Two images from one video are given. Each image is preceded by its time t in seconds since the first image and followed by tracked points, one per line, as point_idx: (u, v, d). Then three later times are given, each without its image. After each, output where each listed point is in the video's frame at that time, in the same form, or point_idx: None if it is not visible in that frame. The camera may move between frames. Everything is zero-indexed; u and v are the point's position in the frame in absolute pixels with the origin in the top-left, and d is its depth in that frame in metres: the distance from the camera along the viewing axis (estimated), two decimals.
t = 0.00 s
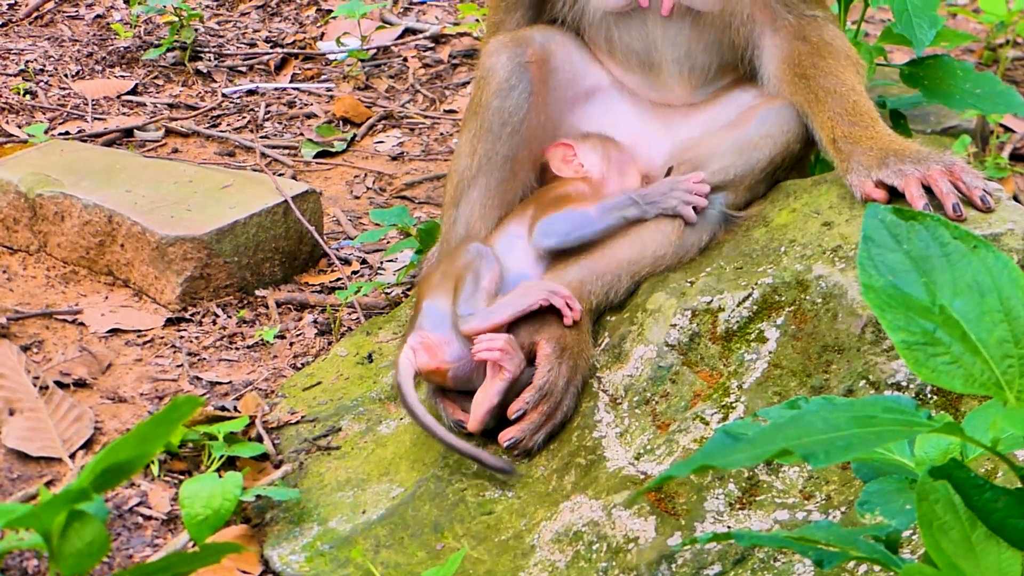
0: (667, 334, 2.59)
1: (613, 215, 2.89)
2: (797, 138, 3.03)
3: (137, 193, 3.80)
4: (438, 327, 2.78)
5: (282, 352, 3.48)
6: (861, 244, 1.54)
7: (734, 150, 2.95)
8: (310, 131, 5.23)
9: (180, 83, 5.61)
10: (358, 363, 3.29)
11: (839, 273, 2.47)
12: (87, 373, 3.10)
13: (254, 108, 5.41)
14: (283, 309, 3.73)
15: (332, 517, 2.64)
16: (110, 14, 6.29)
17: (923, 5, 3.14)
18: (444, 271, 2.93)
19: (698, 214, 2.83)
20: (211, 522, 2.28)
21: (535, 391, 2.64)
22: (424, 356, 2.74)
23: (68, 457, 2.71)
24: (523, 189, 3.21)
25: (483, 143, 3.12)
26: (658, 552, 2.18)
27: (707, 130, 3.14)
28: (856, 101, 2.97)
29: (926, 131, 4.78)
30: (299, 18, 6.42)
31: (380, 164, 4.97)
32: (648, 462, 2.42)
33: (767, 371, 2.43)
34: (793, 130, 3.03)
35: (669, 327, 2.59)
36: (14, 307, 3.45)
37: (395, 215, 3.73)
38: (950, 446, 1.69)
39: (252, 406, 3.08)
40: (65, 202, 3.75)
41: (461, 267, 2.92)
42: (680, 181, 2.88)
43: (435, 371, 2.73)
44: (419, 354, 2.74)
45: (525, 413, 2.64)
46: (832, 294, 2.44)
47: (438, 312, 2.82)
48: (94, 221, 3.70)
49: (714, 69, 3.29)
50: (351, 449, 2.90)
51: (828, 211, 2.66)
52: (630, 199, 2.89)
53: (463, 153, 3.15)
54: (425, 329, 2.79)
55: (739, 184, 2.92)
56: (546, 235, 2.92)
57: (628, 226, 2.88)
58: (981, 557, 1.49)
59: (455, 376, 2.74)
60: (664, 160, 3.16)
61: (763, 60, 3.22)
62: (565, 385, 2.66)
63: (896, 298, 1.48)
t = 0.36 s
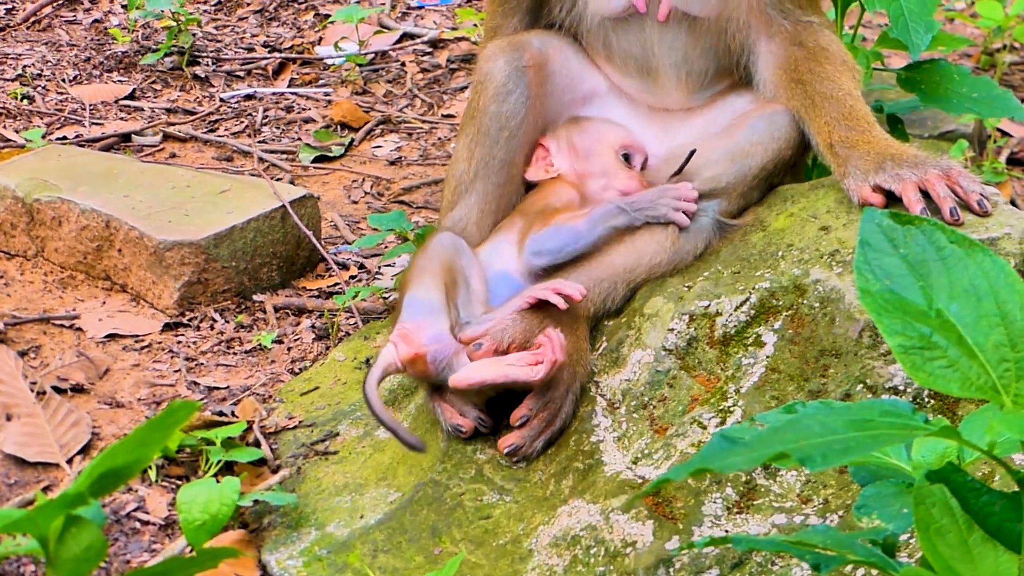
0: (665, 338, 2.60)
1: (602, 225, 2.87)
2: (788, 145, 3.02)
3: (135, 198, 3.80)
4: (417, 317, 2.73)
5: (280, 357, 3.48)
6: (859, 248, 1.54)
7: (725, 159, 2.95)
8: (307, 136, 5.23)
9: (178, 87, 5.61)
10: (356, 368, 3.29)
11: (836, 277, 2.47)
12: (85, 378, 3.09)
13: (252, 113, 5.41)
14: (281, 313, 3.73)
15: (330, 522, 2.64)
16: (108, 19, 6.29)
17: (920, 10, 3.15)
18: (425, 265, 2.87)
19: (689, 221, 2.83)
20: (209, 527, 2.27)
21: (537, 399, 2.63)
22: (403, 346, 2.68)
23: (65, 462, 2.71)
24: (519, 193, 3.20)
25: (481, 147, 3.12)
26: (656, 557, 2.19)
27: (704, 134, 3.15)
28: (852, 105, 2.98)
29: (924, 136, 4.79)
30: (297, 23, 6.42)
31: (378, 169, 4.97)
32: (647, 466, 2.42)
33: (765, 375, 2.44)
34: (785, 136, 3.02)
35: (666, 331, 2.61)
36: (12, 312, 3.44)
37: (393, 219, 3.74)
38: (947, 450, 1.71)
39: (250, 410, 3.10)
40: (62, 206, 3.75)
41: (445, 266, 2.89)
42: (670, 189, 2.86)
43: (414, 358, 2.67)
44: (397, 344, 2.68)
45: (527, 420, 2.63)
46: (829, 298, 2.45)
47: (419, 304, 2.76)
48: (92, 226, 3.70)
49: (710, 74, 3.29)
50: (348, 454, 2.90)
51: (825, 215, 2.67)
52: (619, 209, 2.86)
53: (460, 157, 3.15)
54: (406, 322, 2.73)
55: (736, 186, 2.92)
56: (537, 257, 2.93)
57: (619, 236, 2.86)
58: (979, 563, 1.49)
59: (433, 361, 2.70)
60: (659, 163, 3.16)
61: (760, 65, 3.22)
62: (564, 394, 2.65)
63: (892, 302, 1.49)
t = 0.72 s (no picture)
0: (664, 340, 2.59)
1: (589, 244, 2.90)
2: (770, 145, 2.97)
3: (132, 202, 3.79)
4: (428, 327, 2.76)
5: (278, 361, 3.47)
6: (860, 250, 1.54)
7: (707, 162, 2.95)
8: (304, 139, 5.23)
9: (174, 91, 5.60)
10: (353, 372, 3.29)
11: (835, 279, 2.47)
12: (82, 382, 3.08)
13: (248, 116, 5.41)
14: (278, 317, 3.73)
15: (328, 526, 2.63)
16: (103, 23, 6.28)
17: (918, 12, 3.15)
18: (439, 271, 2.89)
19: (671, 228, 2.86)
20: (207, 531, 2.26)
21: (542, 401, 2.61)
22: (413, 354, 2.67)
23: (63, 467, 2.70)
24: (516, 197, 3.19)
25: (478, 150, 3.11)
26: (656, 559, 2.18)
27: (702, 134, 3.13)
28: (850, 107, 2.98)
29: (920, 138, 4.79)
30: (292, 27, 6.41)
31: (375, 172, 4.97)
32: (646, 469, 2.42)
33: (764, 377, 2.43)
34: (765, 136, 2.97)
35: (665, 333, 2.60)
36: (8, 316, 3.44)
37: (390, 222, 3.73)
38: (948, 452, 1.71)
39: (248, 413, 3.09)
40: (59, 211, 3.74)
41: (459, 271, 2.90)
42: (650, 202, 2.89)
43: (423, 367, 2.66)
44: (409, 350, 2.67)
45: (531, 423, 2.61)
46: (828, 300, 2.44)
47: (429, 311, 2.79)
48: (88, 230, 3.69)
49: (707, 77, 3.29)
50: (347, 457, 2.89)
51: (824, 217, 2.67)
52: (601, 228, 2.90)
53: (457, 161, 3.13)
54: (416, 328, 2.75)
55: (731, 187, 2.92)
56: (530, 284, 2.93)
57: (604, 252, 2.90)
58: (980, 563, 1.50)
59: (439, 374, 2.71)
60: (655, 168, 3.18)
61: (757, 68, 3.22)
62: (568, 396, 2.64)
63: (894, 303, 1.49)
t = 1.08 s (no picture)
0: (663, 342, 2.61)
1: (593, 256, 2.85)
2: (761, 159, 2.95)
3: (130, 205, 3.79)
4: (427, 399, 2.70)
5: (276, 363, 3.47)
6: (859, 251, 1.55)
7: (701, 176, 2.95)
8: (302, 142, 5.23)
9: (172, 94, 5.60)
10: (352, 374, 3.29)
11: (834, 281, 2.47)
12: (81, 385, 3.08)
13: (246, 119, 5.41)
14: (276, 320, 3.72)
15: (327, 528, 2.63)
16: (101, 27, 6.28)
17: (915, 13, 3.16)
18: (427, 332, 2.75)
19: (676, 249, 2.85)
20: (206, 533, 2.26)
21: (539, 408, 2.62)
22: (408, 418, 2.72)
23: (62, 470, 2.70)
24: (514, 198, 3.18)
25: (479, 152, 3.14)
26: (656, 561, 2.19)
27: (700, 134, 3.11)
28: (848, 110, 2.99)
29: (918, 139, 4.80)
30: (290, 29, 6.41)
31: (373, 175, 4.97)
32: (645, 471, 2.43)
33: (762, 379, 2.44)
34: (760, 147, 2.95)
35: (664, 336, 2.62)
36: (6, 320, 3.44)
37: (389, 225, 3.73)
38: (947, 453, 1.71)
39: (247, 416, 3.09)
40: (57, 214, 3.74)
41: (448, 306, 2.79)
42: (658, 224, 2.82)
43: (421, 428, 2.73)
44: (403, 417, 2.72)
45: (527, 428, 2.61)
46: (827, 302, 2.44)
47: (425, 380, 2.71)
48: (87, 233, 3.69)
49: (706, 79, 3.28)
50: (345, 460, 2.89)
51: (822, 219, 2.66)
52: (612, 254, 2.82)
53: (459, 163, 3.18)
54: (415, 401, 2.70)
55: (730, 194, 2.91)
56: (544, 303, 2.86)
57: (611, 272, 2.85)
58: (979, 565, 1.50)
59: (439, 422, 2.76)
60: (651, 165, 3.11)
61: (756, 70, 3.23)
62: (571, 402, 2.66)
63: (892, 305, 1.49)
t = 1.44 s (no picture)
0: (661, 345, 2.61)
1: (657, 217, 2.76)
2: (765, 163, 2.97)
3: (128, 207, 3.79)
4: (421, 394, 2.68)
5: (275, 366, 3.47)
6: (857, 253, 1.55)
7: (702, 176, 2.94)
8: (300, 144, 5.23)
9: (170, 97, 5.60)
10: (350, 376, 3.29)
11: (832, 283, 2.46)
12: (79, 388, 3.08)
13: (245, 122, 5.41)
14: (275, 322, 3.73)
15: (326, 530, 2.63)
16: (100, 29, 6.28)
17: (913, 15, 3.16)
18: (433, 329, 2.69)
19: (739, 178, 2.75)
20: (204, 536, 2.25)
21: (538, 411, 2.62)
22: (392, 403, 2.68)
23: (60, 471, 2.70)
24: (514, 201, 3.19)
25: (479, 156, 3.13)
26: (653, 564, 2.19)
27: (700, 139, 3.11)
28: (848, 112, 2.99)
29: (917, 142, 4.80)
30: (289, 32, 6.42)
31: (371, 177, 4.97)
32: (642, 473, 2.44)
33: (761, 382, 2.44)
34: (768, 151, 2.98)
35: (661, 338, 2.62)
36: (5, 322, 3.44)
37: (388, 227, 3.73)
38: (945, 455, 1.71)
39: (245, 418, 3.09)
40: (56, 216, 3.74)
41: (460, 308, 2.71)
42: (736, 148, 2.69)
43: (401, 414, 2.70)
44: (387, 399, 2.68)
45: (523, 432, 2.62)
46: (825, 304, 2.44)
47: (421, 374, 2.68)
48: (85, 235, 3.69)
49: (705, 81, 3.30)
50: (344, 462, 2.88)
51: (821, 221, 2.66)
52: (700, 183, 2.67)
53: (458, 165, 3.17)
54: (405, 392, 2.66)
55: (736, 195, 2.86)
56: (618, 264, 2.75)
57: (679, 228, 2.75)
58: (976, 565, 1.51)
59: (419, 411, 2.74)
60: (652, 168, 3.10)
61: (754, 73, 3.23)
62: (569, 405, 2.65)
63: (890, 307, 1.50)
